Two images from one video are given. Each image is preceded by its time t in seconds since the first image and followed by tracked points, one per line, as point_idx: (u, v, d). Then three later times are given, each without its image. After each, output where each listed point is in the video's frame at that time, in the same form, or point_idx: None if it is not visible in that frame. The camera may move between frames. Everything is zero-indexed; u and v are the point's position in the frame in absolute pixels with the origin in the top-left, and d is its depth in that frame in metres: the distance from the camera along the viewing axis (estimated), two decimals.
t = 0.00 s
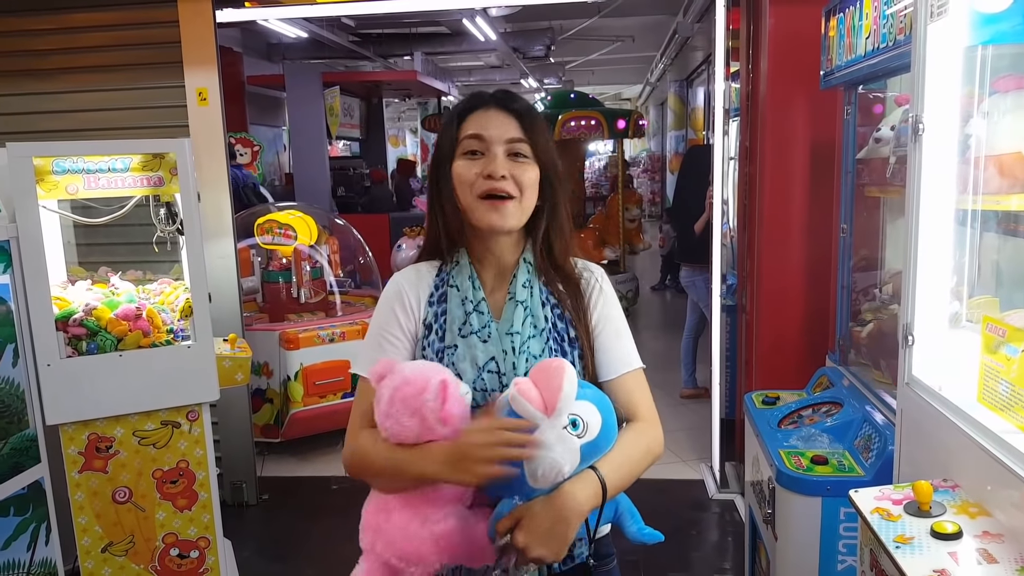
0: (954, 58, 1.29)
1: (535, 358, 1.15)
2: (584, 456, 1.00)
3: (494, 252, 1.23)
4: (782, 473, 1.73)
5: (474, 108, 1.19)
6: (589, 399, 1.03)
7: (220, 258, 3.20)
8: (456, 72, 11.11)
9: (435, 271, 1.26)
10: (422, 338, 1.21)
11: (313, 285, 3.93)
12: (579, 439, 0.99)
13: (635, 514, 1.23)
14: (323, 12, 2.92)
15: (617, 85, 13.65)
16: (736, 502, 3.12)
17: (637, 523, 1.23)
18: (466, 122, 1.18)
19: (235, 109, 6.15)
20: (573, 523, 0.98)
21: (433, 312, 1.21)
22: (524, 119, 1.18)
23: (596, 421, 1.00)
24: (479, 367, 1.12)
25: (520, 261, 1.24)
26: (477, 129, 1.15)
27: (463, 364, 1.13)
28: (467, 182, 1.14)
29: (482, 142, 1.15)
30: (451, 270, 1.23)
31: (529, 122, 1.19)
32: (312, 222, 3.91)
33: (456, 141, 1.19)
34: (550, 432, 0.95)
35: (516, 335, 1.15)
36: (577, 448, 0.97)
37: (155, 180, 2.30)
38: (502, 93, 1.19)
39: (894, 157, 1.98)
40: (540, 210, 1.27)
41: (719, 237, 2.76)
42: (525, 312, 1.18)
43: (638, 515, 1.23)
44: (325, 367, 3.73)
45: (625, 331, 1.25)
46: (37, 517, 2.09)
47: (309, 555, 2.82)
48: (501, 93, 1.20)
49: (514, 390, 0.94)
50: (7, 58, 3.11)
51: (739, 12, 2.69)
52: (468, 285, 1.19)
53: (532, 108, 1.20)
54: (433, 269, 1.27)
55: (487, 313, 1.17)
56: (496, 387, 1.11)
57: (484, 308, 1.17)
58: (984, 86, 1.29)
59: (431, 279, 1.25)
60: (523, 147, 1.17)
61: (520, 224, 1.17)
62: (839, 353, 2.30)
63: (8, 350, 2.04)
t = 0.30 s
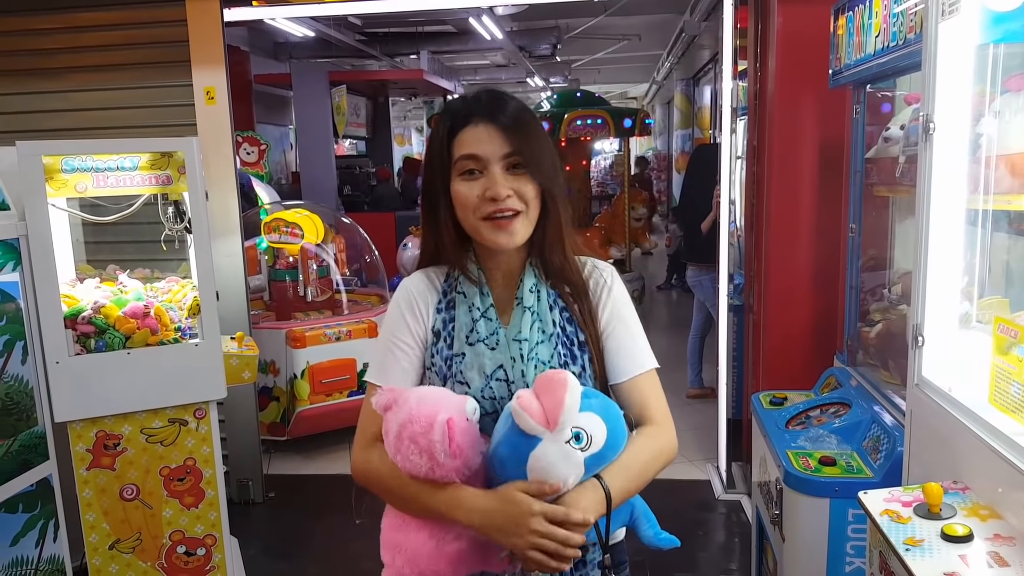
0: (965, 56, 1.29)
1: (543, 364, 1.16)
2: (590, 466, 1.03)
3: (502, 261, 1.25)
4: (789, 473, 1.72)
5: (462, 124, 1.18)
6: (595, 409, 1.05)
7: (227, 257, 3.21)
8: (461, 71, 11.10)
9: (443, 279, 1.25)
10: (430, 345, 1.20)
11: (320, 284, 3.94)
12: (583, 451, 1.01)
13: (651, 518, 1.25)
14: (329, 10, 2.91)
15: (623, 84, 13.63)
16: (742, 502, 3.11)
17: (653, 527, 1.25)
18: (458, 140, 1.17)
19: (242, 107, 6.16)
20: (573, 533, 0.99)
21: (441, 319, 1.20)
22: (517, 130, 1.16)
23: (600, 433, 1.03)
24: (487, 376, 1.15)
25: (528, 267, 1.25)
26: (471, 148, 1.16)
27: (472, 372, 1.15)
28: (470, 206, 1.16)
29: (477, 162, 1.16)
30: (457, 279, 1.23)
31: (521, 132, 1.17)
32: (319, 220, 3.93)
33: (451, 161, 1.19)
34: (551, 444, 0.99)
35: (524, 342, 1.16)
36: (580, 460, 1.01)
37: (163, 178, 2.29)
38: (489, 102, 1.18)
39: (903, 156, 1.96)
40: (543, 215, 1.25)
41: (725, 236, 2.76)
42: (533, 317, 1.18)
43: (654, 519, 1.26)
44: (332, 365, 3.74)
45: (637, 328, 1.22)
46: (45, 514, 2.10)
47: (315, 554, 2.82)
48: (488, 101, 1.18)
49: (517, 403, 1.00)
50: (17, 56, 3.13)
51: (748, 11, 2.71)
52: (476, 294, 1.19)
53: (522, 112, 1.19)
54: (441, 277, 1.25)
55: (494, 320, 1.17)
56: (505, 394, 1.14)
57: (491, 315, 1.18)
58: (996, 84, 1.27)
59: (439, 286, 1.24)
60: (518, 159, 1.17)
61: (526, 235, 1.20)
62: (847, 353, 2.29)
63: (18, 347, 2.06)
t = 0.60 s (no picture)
0: (973, 55, 1.28)
1: (551, 371, 1.13)
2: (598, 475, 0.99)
3: (512, 265, 1.22)
4: (796, 474, 1.72)
5: (474, 126, 1.15)
6: (603, 415, 1.01)
7: (233, 257, 3.22)
8: (467, 71, 11.11)
9: (454, 281, 1.24)
10: (439, 349, 1.20)
11: (325, 284, 3.96)
12: (590, 458, 0.98)
13: (663, 535, 1.21)
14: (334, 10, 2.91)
15: (628, 84, 13.61)
16: (748, 503, 3.10)
17: (665, 544, 1.20)
18: (472, 144, 1.15)
19: (247, 108, 6.18)
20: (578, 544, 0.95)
21: (450, 323, 1.20)
22: (530, 134, 1.13)
23: (609, 440, 0.99)
24: (493, 381, 1.14)
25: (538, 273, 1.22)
26: (483, 153, 1.13)
27: (478, 377, 1.15)
28: (481, 212, 1.14)
29: (490, 168, 1.13)
30: (467, 280, 1.22)
31: (534, 136, 1.13)
32: (325, 221, 3.92)
33: (464, 164, 1.17)
34: (557, 449, 0.96)
35: (531, 347, 1.14)
36: (587, 467, 0.97)
37: (169, 179, 2.30)
38: (506, 104, 1.14)
39: (910, 156, 1.95)
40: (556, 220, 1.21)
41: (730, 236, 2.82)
42: (542, 323, 1.16)
43: (667, 537, 1.21)
44: (337, 366, 3.74)
45: (650, 337, 1.17)
46: (51, 515, 2.11)
47: (320, 554, 2.83)
48: (505, 103, 1.14)
49: (523, 406, 0.97)
50: (24, 57, 3.14)
51: (753, 11, 2.67)
52: (486, 298, 1.19)
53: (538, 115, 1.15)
54: (453, 279, 1.25)
55: (503, 325, 1.17)
56: (512, 401, 1.13)
57: (500, 319, 1.17)
58: (1004, 85, 1.25)
59: (450, 289, 1.23)
60: (533, 165, 1.14)
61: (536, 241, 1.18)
62: (854, 354, 2.28)
63: (24, 348, 2.06)
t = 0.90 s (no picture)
0: (977, 54, 1.27)
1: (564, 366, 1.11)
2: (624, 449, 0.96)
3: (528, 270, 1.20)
4: (798, 473, 1.71)
5: (495, 136, 1.11)
6: (622, 390, 1.00)
7: (234, 256, 3.22)
8: (469, 70, 11.10)
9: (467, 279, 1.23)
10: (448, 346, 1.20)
11: (327, 282, 3.95)
12: (616, 428, 0.94)
13: (684, 545, 1.05)
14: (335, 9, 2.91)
15: (631, 82, 13.59)
16: (750, 502, 3.09)
17: (686, 554, 1.03)
18: (489, 155, 1.11)
19: (249, 107, 6.17)
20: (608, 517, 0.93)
21: (461, 317, 1.18)
22: (548, 153, 1.08)
23: (632, 410, 0.97)
24: (503, 374, 1.12)
25: (552, 276, 1.19)
26: (500, 167, 1.10)
27: (488, 370, 1.12)
28: (495, 225, 1.12)
29: (506, 181, 1.11)
30: (479, 277, 1.21)
31: (553, 155, 1.08)
32: (327, 219, 3.91)
33: (481, 173, 1.14)
34: (581, 417, 0.93)
35: (542, 340, 1.12)
36: (614, 436, 0.94)
37: (171, 177, 2.31)
38: (526, 115, 1.10)
39: (913, 154, 1.94)
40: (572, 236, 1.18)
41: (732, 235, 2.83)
42: (557, 317, 1.14)
43: (689, 548, 1.04)
44: (339, 364, 3.74)
45: (669, 339, 1.14)
46: (52, 514, 2.11)
47: (322, 552, 2.83)
48: (526, 114, 1.10)
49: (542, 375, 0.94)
50: (26, 55, 3.14)
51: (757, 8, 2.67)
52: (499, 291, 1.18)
53: (561, 128, 1.10)
54: (466, 276, 1.24)
55: (517, 317, 1.15)
56: (521, 394, 1.11)
57: (513, 312, 1.15)
58: (1008, 83, 1.24)
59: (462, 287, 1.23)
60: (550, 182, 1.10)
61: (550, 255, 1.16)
62: (856, 353, 2.27)
63: (25, 346, 2.06)
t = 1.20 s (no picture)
0: (971, 54, 1.27)
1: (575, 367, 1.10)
2: (637, 438, 0.96)
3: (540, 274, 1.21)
4: (796, 473, 1.71)
5: (515, 131, 1.11)
6: (634, 380, 1.00)
7: (231, 258, 3.21)
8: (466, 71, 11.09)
9: (475, 280, 1.24)
10: (455, 345, 1.20)
11: (324, 284, 3.96)
12: (629, 416, 0.95)
13: (698, 561, 1.01)
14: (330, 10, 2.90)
15: (628, 83, 13.59)
16: (749, 502, 3.09)
17: (701, 568, 1.00)
18: (509, 150, 1.11)
19: (246, 108, 6.17)
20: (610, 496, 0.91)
21: (469, 318, 1.19)
22: (569, 148, 1.08)
23: (643, 400, 0.97)
24: (511, 376, 1.11)
25: (566, 279, 1.20)
26: (520, 162, 1.10)
27: (495, 371, 1.12)
28: (512, 222, 1.12)
29: (525, 177, 1.11)
30: (489, 277, 1.21)
31: (574, 150, 1.08)
32: (324, 220, 3.90)
33: (499, 168, 1.14)
34: (593, 403, 0.94)
35: (552, 340, 1.12)
36: (626, 423, 0.94)
37: (167, 179, 2.30)
38: (548, 110, 1.11)
39: (908, 154, 1.95)
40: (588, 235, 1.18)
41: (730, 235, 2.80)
42: (569, 318, 1.14)
43: (702, 564, 1.01)
44: (337, 366, 3.74)
45: (685, 343, 1.15)
46: (47, 519, 2.11)
47: (320, 555, 2.83)
48: (547, 109, 1.11)
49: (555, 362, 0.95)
50: (21, 57, 3.13)
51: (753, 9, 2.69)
52: (508, 290, 1.18)
53: (582, 123, 1.10)
54: (475, 276, 1.25)
55: (526, 317, 1.15)
56: (529, 395, 1.10)
57: (522, 311, 1.15)
58: (1001, 83, 1.24)
59: (471, 287, 1.23)
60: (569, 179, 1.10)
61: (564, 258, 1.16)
62: (853, 352, 2.28)
63: (19, 350, 2.05)
